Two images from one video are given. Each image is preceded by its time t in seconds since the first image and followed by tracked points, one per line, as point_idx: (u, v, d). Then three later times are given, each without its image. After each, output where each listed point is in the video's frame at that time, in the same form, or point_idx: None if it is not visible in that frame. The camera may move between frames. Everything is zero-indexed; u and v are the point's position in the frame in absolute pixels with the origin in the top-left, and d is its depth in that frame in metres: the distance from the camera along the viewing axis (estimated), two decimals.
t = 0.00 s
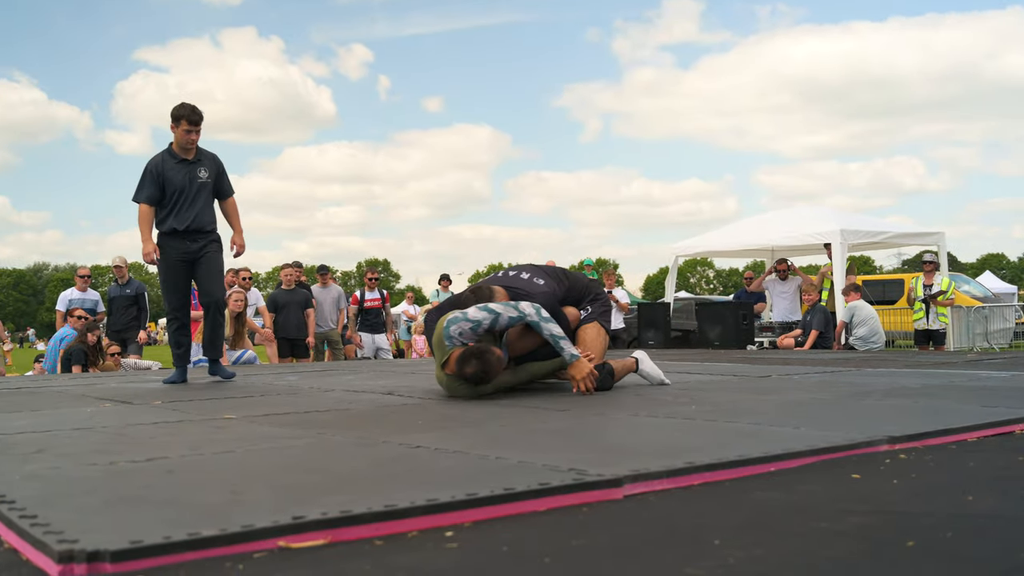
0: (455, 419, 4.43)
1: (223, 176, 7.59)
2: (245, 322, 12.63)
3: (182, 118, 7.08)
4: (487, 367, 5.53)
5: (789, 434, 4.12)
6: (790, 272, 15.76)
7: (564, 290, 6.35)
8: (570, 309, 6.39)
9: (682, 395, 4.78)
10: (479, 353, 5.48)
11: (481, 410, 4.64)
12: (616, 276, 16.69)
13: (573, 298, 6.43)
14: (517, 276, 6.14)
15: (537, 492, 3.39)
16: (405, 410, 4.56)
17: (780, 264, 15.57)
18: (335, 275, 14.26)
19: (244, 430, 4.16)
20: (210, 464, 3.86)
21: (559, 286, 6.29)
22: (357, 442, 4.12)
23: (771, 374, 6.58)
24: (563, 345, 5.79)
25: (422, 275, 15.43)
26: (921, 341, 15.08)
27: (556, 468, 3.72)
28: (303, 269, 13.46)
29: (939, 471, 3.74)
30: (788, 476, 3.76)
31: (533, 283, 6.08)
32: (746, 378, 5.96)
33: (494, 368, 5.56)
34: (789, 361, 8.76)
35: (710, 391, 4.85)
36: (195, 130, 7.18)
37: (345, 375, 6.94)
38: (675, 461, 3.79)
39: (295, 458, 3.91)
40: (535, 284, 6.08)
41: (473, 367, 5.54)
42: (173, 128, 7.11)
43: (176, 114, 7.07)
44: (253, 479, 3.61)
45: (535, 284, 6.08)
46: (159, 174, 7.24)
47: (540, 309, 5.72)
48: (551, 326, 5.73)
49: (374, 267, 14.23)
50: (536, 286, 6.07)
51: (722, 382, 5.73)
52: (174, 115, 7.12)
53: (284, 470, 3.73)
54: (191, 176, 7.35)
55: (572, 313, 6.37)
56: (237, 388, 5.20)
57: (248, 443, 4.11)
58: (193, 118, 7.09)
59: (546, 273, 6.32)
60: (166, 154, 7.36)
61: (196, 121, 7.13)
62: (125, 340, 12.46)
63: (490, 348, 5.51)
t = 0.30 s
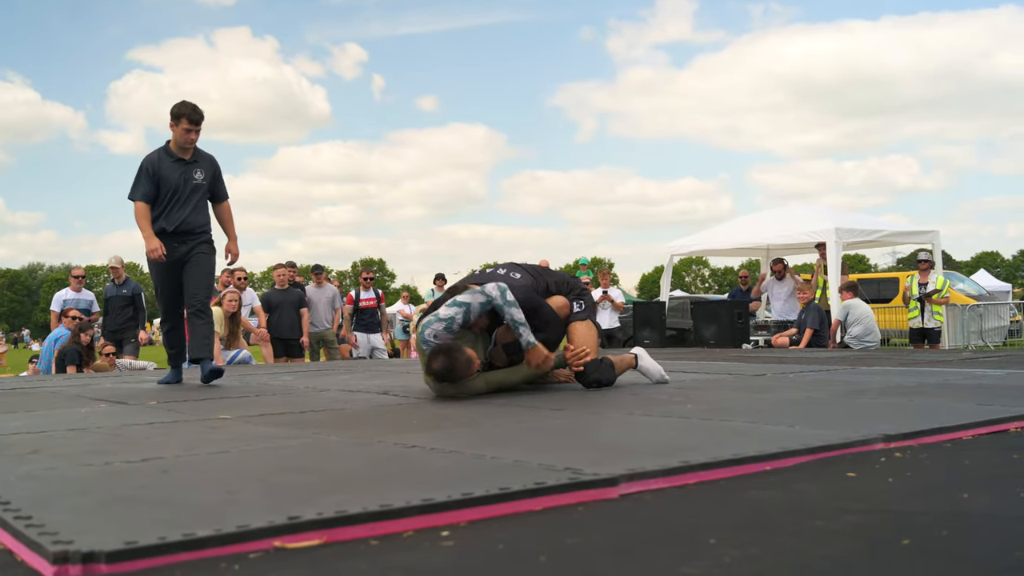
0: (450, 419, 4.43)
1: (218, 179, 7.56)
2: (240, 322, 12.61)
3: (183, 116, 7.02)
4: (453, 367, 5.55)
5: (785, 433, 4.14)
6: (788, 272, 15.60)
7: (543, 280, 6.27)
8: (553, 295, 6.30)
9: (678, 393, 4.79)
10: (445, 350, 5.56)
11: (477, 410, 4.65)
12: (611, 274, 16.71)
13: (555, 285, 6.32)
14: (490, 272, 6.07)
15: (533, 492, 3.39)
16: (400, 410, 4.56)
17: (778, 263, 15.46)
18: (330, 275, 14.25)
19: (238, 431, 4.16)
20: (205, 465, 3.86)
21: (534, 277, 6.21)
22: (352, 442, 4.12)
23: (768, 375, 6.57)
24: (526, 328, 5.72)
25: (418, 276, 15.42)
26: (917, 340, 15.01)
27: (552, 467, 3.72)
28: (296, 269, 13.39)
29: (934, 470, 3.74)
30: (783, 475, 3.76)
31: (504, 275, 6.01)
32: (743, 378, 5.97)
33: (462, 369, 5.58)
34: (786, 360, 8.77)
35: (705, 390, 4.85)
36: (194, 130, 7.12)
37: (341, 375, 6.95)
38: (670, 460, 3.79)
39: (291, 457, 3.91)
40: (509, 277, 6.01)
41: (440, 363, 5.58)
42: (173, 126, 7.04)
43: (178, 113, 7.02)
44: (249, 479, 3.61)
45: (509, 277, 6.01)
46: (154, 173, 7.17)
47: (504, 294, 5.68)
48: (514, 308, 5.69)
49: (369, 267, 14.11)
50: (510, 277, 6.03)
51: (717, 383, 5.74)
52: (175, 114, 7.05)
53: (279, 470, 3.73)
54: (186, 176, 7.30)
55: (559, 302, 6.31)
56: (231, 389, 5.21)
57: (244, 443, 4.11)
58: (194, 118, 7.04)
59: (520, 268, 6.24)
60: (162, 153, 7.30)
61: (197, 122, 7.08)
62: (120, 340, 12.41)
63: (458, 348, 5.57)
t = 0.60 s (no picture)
0: (438, 443, 3.81)
1: (184, 154, 6.30)
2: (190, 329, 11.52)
3: (151, 74, 5.75)
4: (415, 370, 4.75)
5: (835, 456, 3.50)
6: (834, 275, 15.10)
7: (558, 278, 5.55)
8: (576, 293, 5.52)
9: (702, 412, 4.17)
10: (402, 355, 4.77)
11: (470, 433, 4.03)
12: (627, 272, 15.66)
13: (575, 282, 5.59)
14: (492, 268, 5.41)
15: (535, 530, 2.77)
16: (381, 432, 3.95)
17: (822, 262, 15.08)
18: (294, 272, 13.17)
19: (189, 456, 3.55)
20: (145, 497, 3.24)
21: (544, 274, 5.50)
22: (322, 471, 3.50)
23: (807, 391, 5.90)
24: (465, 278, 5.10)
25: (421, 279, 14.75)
26: (987, 348, 14.62)
27: (558, 500, 3.10)
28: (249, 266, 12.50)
29: (1013, 504, 3.12)
30: (832, 509, 3.14)
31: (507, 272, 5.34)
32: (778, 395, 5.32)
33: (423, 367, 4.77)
34: (823, 373, 8.06)
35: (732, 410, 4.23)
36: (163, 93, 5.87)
37: (330, 393, 6.33)
38: (697, 492, 3.17)
39: (248, 488, 3.30)
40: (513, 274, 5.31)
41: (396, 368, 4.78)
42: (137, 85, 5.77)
43: (145, 71, 5.74)
44: (194, 514, 2.99)
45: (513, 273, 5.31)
46: (108, 139, 5.89)
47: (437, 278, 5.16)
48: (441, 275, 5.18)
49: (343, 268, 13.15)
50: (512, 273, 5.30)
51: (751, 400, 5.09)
52: (141, 70, 5.76)
53: (231, 505, 3.11)
54: (147, 147, 6.02)
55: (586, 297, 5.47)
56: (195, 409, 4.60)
57: (195, 472, 3.51)
58: (166, 78, 5.79)
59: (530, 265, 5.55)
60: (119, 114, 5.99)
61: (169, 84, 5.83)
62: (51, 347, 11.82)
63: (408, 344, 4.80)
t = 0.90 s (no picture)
0: (420, 484, 3.17)
1: (112, 111, 5.48)
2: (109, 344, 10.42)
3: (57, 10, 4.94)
4: (334, 360, 4.12)
5: (910, 502, 2.82)
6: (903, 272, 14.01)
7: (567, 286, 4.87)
8: (568, 314, 4.75)
9: (739, 453, 3.51)
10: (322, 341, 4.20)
11: (460, 473, 3.39)
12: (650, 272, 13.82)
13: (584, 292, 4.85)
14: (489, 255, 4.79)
15: None
16: (353, 469, 3.31)
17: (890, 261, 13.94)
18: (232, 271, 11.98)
19: (112, 496, 2.92)
20: (48, 547, 2.60)
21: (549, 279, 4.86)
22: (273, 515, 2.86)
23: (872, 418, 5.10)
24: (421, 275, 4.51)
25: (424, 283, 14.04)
26: None
27: (563, 551, 2.45)
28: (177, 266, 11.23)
29: None
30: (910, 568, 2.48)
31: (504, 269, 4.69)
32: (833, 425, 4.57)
33: (346, 357, 4.13)
34: (894, 396, 7.15)
35: (773, 446, 3.57)
36: (75, 35, 5.06)
37: (320, 419, 5.68)
38: (738, 541, 2.51)
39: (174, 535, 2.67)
40: (513, 275, 4.67)
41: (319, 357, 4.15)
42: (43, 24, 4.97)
43: (50, 7, 4.93)
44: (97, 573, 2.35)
45: (514, 274, 4.67)
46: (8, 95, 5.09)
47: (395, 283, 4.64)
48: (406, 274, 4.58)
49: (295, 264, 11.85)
50: (510, 278, 4.65)
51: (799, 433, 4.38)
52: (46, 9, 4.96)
53: (150, 559, 2.47)
54: (58, 105, 5.20)
55: (573, 321, 4.66)
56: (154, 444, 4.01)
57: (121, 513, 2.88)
58: (76, 16, 4.99)
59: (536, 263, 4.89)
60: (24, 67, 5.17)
61: (80, 23, 5.03)
62: None
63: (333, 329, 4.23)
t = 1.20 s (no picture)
0: (404, 516, 2.88)
1: (40, 71, 5.06)
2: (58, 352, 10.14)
3: None
4: (354, 380, 3.87)
5: (953, 534, 2.51)
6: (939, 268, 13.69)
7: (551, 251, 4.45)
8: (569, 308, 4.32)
9: (758, 488, 3.21)
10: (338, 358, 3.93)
11: (451, 503, 3.09)
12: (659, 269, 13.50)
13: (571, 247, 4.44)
14: (482, 262, 4.32)
15: None
16: (331, 506, 3.03)
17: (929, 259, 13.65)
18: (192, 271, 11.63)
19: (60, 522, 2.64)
20: None
21: (537, 264, 4.44)
22: (236, 543, 2.57)
23: (906, 438, 4.76)
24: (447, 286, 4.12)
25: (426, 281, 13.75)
26: None
27: None
28: (128, 265, 10.97)
29: None
30: None
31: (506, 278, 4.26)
32: (865, 450, 4.24)
33: (368, 374, 3.87)
34: (929, 411, 6.80)
35: (795, 483, 3.27)
36: None
37: (314, 437, 5.40)
38: (761, 569, 2.20)
39: (121, 562, 2.37)
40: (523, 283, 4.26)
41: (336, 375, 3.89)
42: None
43: None
44: None
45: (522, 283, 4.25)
46: None
47: (405, 265, 4.30)
48: (421, 272, 4.21)
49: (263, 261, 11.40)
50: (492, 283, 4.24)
51: (826, 458, 4.05)
52: None
53: None
54: None
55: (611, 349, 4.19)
56: (131, 477, 3.75)
57: (67, 539, 2.61)
58: None
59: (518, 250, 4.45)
60: None
61: None
62: None
63: (350, 342, 3.95)
